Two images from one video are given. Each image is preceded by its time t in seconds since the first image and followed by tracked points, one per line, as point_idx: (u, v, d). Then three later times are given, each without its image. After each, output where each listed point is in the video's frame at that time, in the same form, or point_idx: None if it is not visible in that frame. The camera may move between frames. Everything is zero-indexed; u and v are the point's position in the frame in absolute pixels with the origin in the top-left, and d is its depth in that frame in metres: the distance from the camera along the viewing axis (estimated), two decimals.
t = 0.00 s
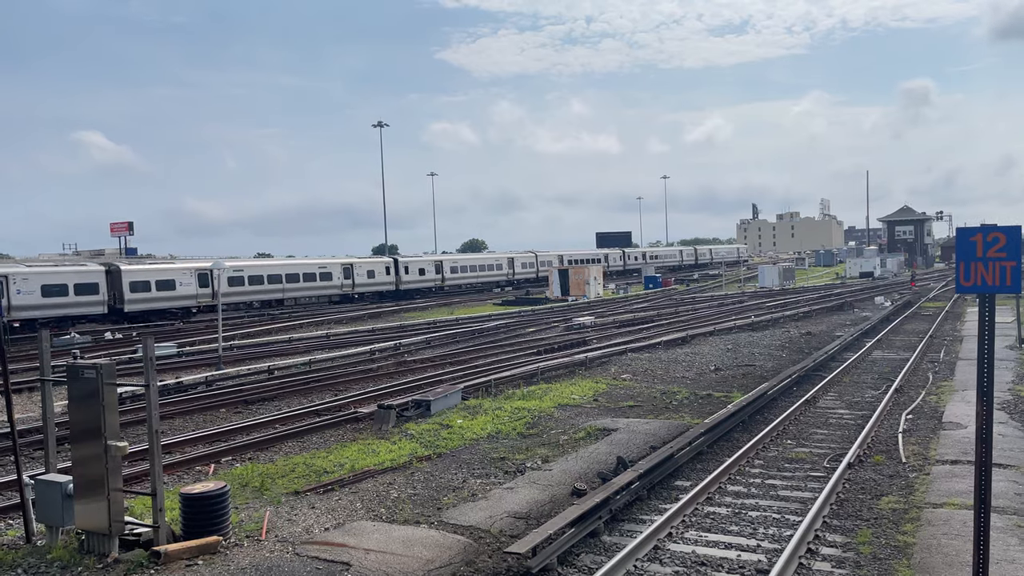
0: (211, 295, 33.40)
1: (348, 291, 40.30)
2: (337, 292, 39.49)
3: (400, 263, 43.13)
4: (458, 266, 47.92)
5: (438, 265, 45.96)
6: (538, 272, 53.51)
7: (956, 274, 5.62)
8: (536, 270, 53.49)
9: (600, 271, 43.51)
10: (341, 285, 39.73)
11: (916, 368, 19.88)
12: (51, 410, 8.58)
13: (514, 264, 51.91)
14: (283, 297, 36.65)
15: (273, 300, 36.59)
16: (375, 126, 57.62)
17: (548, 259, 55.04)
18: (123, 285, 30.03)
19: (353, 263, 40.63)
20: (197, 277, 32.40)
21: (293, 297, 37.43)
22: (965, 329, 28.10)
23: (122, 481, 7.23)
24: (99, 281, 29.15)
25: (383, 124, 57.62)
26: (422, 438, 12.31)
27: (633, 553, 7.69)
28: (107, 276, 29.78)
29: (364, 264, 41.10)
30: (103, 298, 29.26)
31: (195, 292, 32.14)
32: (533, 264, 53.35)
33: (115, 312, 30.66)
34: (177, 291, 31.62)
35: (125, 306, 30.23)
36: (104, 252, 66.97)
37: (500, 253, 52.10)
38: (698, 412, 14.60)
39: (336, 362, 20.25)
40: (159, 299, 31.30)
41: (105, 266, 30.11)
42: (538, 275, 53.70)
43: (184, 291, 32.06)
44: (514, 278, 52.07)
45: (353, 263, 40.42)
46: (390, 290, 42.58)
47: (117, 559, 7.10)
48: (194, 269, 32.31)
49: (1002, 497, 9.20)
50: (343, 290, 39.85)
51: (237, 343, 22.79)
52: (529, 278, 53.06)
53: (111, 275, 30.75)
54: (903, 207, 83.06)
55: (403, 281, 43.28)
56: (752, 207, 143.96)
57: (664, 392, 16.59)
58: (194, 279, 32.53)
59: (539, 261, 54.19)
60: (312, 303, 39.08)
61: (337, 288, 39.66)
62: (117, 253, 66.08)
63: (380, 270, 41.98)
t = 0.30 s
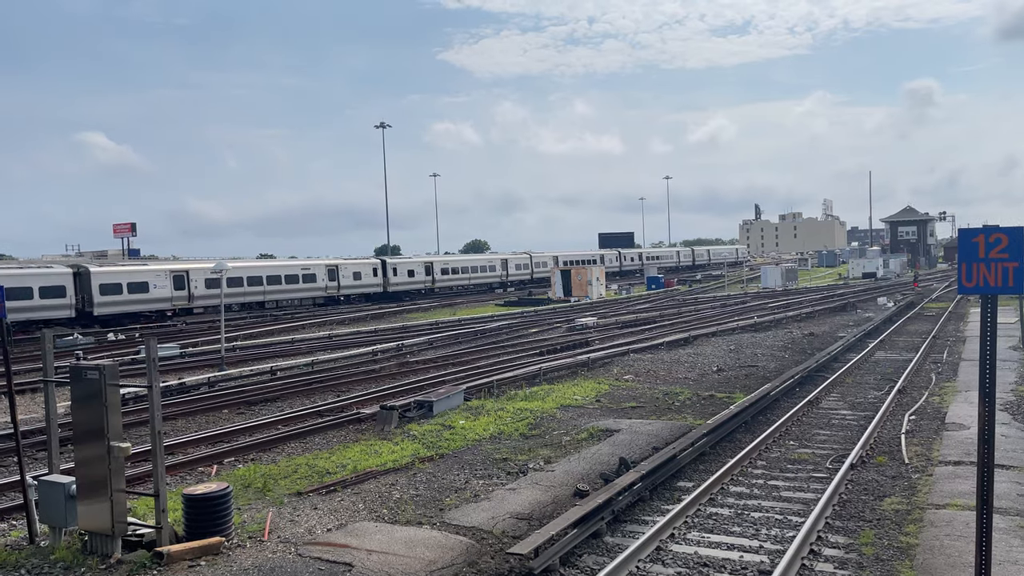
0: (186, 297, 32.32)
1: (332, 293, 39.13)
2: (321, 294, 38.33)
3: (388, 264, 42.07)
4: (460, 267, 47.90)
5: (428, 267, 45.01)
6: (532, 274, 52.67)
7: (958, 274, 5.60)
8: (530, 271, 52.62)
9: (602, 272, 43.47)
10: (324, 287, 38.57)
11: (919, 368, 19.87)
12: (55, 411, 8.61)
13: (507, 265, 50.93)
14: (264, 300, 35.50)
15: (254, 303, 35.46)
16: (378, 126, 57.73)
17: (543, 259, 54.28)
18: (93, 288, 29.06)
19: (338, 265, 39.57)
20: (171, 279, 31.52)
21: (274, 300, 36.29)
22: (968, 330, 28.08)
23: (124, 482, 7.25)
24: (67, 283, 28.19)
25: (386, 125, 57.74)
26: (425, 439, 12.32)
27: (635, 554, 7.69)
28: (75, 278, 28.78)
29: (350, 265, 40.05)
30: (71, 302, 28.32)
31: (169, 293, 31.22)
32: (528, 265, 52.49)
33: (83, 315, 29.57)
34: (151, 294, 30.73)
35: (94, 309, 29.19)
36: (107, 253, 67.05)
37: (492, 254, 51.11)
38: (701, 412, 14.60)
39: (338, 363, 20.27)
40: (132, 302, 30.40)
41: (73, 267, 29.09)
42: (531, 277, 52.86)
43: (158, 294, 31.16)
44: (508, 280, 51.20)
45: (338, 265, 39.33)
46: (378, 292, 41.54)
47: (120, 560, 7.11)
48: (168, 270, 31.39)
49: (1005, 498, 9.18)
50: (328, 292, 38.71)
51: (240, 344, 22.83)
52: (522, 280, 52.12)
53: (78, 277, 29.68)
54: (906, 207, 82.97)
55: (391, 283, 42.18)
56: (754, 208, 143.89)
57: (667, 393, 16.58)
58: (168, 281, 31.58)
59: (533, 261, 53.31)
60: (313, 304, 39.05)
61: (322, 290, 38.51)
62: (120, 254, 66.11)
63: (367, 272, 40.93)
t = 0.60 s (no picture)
0: (162, 300, 31.69)
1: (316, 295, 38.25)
2: (306, 296, 37.48)
3: (375, 265, 41.36)
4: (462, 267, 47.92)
5: (417, 268, 44.26)
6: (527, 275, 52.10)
7: (962, 275, 5.58)
8: (524, 273, 52.01)
9: (605, 273, 43.45)
10: (308, 289, 37.67)
11: (922, 369, 19.84)
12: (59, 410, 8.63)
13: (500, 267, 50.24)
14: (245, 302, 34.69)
15: (234, 305, 34.67)
16: (380, 126, 57.70)
17: (538, 258, 53.81)
18: (61, 290, 28.29)
19: (323, 266, 38.70)
20: (145, 281, 30.90)
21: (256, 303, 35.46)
22: (971, 330, 28.06)
23: (128, 482, 7.27)
24: (33, 285, 27.39)
25: (388, 125, 57.79)
26: (427, 439, 12.34)
27: (638, 554, 7.69)
28: (43, 280, 28.00)
29: (336, 267, 39.25)
30: (38, 305, 27.53)
31: (143, 296, 30.62)
32: (523, 267, 51.89)
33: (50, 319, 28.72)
34: (123, 296, 29.98)
35: (62, 313, 28.39)
36: (110, 254, 67.21)
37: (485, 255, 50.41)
38: (704, 413, 14.62)
39: (342, 364, 20.31)
40: (102, 304, 29.64)
41: (41, 270, 28.33)
42: (525, 279, 52.32)
43: (131, 296, 30.44)
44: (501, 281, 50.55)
45: (323, 266, 38.47)
46: (366, 294, 40.76)
47: (124, 560, 7.13)
48: (141, 272, 30.79)
49: (1008, 499, 9.17)
50: (313, 294, 37.83)
51: (243, 344, 22.87)
52: (517, 281, 51.59)
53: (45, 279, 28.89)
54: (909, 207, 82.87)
55: (379, 284, 41.43)
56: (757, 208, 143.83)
57: (670, 393, 16.57)
58: (143, 283, 30.98)
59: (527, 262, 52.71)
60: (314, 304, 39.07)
61: (306, 292, 37.64)
62: (123, 255, 66.21)
63: (353, 274, 40.15)
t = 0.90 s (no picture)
0: (137, 302, 30.30)
1: (300, 297, 37.08)
2: (289, 298, 36.31)
3: (364, 265, 40.22)
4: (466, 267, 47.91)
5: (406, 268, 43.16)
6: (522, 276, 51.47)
7: (968, 275, 5.57)
8: (519, 274, 51.35)
9: (609, 273, 43.42)
10: (292, 291, 36.47)
11: (927, 369, 19.78)
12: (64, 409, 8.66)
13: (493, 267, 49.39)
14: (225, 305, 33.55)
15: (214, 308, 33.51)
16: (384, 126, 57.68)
17: (535, 258, 53.35)
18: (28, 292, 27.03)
19: (308, 266, 37.51)
20: (119, 282, 29.51)
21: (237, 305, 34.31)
22: (977, 330, 27.95)
23: (133, 481, 7.29)
24: None
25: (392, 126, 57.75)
26: (431, 439, 12.34)
27: (642, 554, 7.69)
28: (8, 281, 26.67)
29: (322, 268, 38.09)
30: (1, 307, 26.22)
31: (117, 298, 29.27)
32: (518, 268, 51.20)
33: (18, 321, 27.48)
34: (93, 299, 28.63)
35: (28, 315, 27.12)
36: (114, 254, 67.46)
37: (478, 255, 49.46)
38: (708, 412, 14.61)
39: (346, 363, 20.34)
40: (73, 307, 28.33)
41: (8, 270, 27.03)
42: (521, 280, 51.68)
43: (103, 298, 29.13)
44: (495, 281, 49.72)
45: (308, 267, 37.26)
46: (353, 295, 39.68)
47: (129, 559, 7.16)
48: (115, 273, 29.41)
49: (1013, 499, 9.15)
50: (297, 296, 36.67)
51: (247, 344, 22.92)
52: (512, 282, 50.89)
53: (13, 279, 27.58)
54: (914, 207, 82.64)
55: (367, 285, 40.35)
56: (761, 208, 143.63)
57: (674, 394, 16.54)
58: (116, 284, 29.58)
59: (522, 262, 51.99)
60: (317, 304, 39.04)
61: (290, 294, 36.46)
62: (128, 254, 66.52)
63: (340, 275, 39.00)
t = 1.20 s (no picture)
0: (109, 303, 29.56)
1: (284, 297, 36.14)
2: (273, 299, 35.34)
3: (352, 265, 39.36)
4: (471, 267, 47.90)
5: (397, 268, 42.29)
6: (519, 276, 50.97)
7: (974, 273, 5.54)
8: (516, 274, 50.79)
9: (614, 272, 43.35)
10: (276, 291, 35.52)
11: (934, 368, 19.68)
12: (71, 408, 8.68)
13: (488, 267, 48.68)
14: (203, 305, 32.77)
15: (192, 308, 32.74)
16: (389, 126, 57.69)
17: (533, 258, 52.93)
18: None
19: (294, 266, 36.56)
20: (91, 282, 28.75)
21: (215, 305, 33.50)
22: (984, 329, 27.80)
23: (140, 480, 7.31)
24: None
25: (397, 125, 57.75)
26: (436, 438, 12.33)
27: (647, 553, 7.67)
28: None
29: (309, 267, 37.16)
30: None
31: (88, 299, 28.51)
32: (514, 268, 50.66)
33: None
34: (64, 299, 27.90)
35: None
36: (122, 253, 67.81)
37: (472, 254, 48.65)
38: (714, 412, 14.58)
39: (351, 362, 20.34)
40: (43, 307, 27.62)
41: None
42: (517, 279, 51.13)
43: (75, 299, 28.37)
44: (489, 282, 48.93)
45: (293, 267, 36.33)
46: (341, 295, 38.78)
47: (136, 557, 7.18)
48: (87, 273, 28.64)
49: (1021, 499, 9.09)
50: (281, 296, 35.70)
51: (253, 343, 22.97)
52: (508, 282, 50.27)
53: None
54: (921, 206, 82.27)
55: (356, 285, 39.44)
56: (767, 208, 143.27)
57: (680, 393, 16.49)
58: (88, 284, 28.87)
59: (519, 262, 51.40)
60: (320, 304, 38.99)
61: (273, 295, 35.51)
62: (135, 253, 66.88)
63: (327, 275, 38.07)
